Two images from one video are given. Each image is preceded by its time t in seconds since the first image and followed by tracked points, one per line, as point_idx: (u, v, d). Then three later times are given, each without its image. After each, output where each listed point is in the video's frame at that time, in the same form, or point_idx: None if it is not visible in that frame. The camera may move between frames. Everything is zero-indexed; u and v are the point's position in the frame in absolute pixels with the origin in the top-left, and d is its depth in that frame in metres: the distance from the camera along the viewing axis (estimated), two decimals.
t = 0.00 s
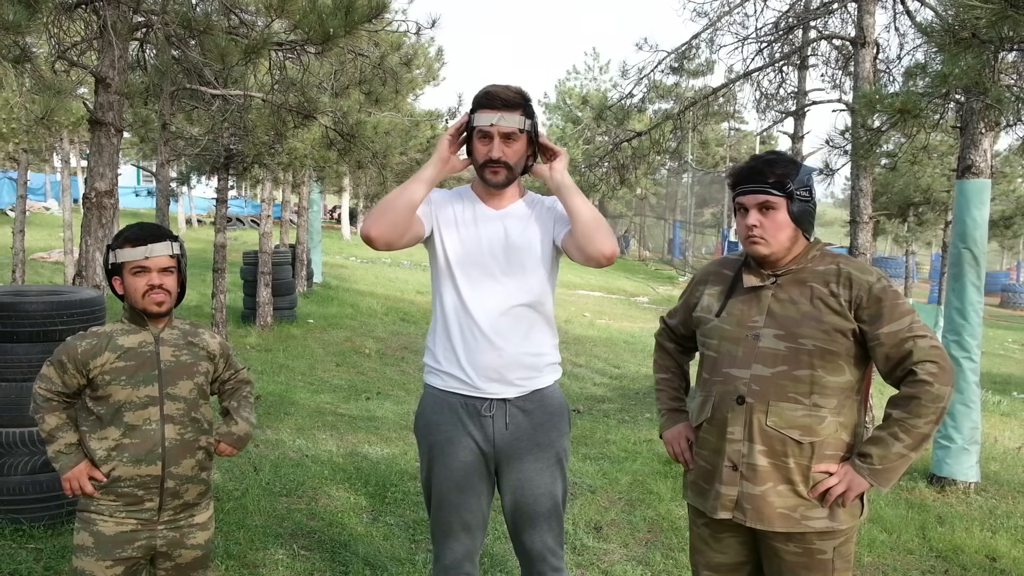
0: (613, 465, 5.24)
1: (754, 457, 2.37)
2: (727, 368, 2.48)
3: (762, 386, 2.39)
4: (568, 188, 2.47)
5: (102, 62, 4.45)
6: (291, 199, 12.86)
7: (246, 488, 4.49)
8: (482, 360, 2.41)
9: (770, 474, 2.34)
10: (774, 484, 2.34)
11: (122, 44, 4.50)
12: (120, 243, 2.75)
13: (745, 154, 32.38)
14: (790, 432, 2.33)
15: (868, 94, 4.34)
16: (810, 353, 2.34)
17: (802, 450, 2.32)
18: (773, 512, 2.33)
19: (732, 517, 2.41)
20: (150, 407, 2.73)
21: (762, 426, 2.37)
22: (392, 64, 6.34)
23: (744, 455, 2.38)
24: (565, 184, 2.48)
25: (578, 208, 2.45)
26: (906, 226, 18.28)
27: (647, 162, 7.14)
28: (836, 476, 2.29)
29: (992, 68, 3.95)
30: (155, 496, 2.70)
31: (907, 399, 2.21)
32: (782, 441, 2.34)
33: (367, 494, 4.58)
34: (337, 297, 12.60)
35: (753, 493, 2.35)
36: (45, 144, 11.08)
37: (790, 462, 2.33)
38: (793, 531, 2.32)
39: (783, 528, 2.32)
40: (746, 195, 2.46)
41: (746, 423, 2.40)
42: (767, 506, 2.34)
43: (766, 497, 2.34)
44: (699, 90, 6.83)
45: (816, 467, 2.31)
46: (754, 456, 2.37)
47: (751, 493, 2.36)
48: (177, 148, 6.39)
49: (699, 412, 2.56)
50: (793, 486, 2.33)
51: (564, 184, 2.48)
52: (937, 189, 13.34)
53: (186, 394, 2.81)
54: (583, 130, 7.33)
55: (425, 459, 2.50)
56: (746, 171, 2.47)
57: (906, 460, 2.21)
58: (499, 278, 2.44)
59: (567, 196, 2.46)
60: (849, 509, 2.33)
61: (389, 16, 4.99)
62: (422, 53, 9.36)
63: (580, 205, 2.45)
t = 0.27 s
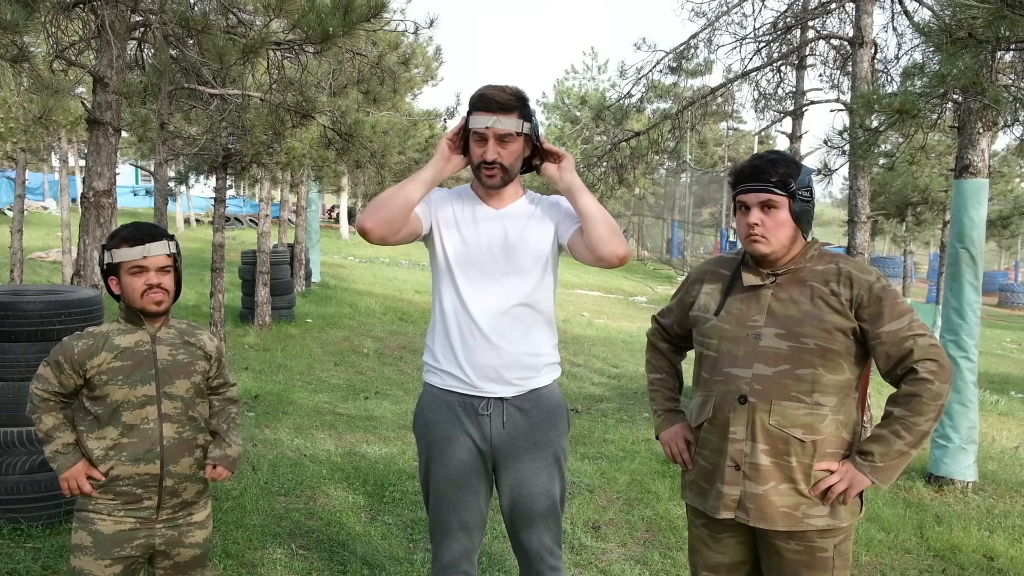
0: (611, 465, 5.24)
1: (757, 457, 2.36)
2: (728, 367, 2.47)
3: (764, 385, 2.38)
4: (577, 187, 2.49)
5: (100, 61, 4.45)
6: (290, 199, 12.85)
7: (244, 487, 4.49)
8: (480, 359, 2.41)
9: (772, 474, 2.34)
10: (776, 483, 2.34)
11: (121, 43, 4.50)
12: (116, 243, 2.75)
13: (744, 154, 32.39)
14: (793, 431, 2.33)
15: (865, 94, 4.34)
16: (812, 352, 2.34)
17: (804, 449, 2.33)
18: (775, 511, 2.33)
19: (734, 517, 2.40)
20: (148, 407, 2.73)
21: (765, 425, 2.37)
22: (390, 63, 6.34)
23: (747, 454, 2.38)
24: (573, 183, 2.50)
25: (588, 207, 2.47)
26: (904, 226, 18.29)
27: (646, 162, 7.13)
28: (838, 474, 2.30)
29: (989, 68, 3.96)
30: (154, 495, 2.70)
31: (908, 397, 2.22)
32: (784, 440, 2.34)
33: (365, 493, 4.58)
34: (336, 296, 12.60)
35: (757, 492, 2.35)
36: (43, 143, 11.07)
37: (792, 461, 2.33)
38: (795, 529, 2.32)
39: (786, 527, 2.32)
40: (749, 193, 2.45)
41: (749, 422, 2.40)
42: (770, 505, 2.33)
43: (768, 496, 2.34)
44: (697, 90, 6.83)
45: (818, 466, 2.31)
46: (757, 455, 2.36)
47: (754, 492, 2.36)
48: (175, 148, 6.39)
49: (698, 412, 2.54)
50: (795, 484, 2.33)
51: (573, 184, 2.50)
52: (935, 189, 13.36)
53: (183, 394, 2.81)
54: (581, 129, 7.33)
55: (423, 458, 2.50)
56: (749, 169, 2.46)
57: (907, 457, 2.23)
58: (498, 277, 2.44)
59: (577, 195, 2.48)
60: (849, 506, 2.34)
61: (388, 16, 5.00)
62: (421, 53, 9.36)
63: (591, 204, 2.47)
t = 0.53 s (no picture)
0: (612, 464, 5.24)
1: (760, 456, 2.36)
2: (731, 366, 2.47)
3: (768, 385, 2.38)
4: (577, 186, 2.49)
5: (101, 60, 4.45)
6: (291, 198, 12.85)
7: (245, 486, 4.49)
8: (482, 357, 2.41)
9: (776, 473, 2.34)
10: (780, 482, 2.33)
11: (122, 42, 4.50)
12: (113, 242, 2.75)
13: (745, 154, 32.37)
14: (797, 430, 2.33)
15: (867, 93, 4.34)
16: (816, 351, 2.34)
17: (808, 448, 2.32)
18: (779, 510, 2.32)
19: (738, 516, 2.40)
20: (146, 406, 2.73)
21: (769, 424, 2.37)
22: (391, 62, 6.34)
23: (751, 453, 2.38)
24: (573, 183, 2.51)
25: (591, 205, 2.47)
26: (905, 226, 18.29)
27: (646, 161, 7.13)
28: (841, 472, 2.30)
29: (990, 67, 3.96)
30: (153, 495, 2.70)
31: (912, 396, 2.22)
32: (788, 439, 2.34)
33: (366, 492, 4.58)
34: (336, 296, 12.59)
35: (761, 491, 2.35)
36: (44, 142, 11.06)
37: (796, 460, 2.33)
38: (799, 528, 2.31)
39: (790, 526, 2.31)
40: (752, 192, 2.45)
41: (753, 421, 2.39)
42: (774, 504, 2.33)
43: (772, 495, 2.34)
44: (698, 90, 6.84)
45: (822, 464, 2.31)
46: (761, 454, 2.36)
47: (758, 491, 2.35)
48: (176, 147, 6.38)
49: (701, 411, 2.54)
50: (799, 483, 2.32)
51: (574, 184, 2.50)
52: (936, 188, 13.36)
53: (181, 393, 2.81)
54: (582, 129, 7.33)
55: (425, 457, 2.50)
56: (754, 167, 2.46)
57: (911, 455, 2.23)
58: (500, 275, 2.44)
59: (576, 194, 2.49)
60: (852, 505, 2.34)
61: (389, 15, 5.00)
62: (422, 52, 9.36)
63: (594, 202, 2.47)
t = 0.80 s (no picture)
0: (613, 464, 5.24)
1: (761, 457, 2.36)
2: (732, 366, 2.46)
3: (769, 385, 2.38)
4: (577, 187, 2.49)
5: (102, 60, 4.44)
6: (291, 198, 12.86)
7: (246, 487, 4.49)
8: (484, 356, 2.41)
9: (777, 473, 2.34)
10: (781, 483, 2.33)
11: (122, 42, 4.50)
12: (102, 245, 2.72)
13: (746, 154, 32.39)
14: (798, 431, 2.32)
15: (868, 93, 4.32)
16: (816, 351, 2.34)
17: (809, 449, 2.32)
18: (780, 511, 2.32)
19: (739, 517, 2.40)
20: (142, 408, 2.73)
21: (770, 425, 2.36)
22: (392, 62, 6.35)
23: (751, 454, 2.37)
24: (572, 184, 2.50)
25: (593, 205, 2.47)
26: (906, 226, 18.29)
27: (647, 162, 7.12)
28: (843, 472, 2.30)
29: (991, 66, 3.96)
30: (151, 497, 2.70)
31: (913, 396, 2.22)
32: (789, 439, 2.34)
33: (367, 493, 4.57)
34: (337, 296, 12.59)
35: (761, 492, 2.34)
36: (45, 142, 11.06)
37: (797, 460, 2.32)
38: (800, 528, 2.31)
39: (791, 526, 2.31)
40: (752, 188, 2.45)
41: (754, 422, 2.39)
42: (775, 505, 2.33)
43: (773, 496, 2.33)
44: (699, 90, 6.85)
45: (823, 464, 2.31)
46: (762, 455, 2.36)
47: (759, 492, 2.35)
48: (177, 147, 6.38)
49: (703, 412, 2.53)
50: (800, 484, 2.32)
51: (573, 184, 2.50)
52: (937, 189, 13.37)
53: (176, 394, 2.81)
54: (583, 129, 7.34)
55: (428, 456, 2.50)
56: (754, 165, 2.47)
57: (913, 457, 2.22)
58: (501, 274, 2.44)
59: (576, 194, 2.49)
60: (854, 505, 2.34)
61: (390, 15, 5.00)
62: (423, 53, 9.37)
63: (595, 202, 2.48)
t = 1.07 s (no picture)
0: (628, 465, 5.22)
1: (764, 456, 2.38)
2: (746, 365, 2.50)
3: (776, 385, 2.39)
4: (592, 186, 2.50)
5: (118, 61, 4.46)
6: (304, 199, 12.90)
7: (260, 486, 4.50)
8: (500, 356, 2.39)
9: (779, 474, 2.35)
10: (783, 484, 2.34)
11: (139, 43, 4.52)
12: (84, 254, 2.67)
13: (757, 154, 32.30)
14: (800, 433, 2.33)
15: (884, 92, 4.25)
16: (826, 354, 2.32)
17: (813, 452, 2.31)
18: (782, 512, 2.33)
19: (743, 514, 2.43)
20: (127, 421, 2.67)
21: (773, 424, 2.38)
22: (406, 62, 6.35)
23: (754, 452, 2.40)
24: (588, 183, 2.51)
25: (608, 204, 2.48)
26: (919, 227, 18.19)
27: (661, 161, 7.10)
28: (849, 480, 2.26)
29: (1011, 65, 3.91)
30: (141, 512, 2.64)
31: (924, 406, 2.16)
32: (792, 441, 2.34)
33: (381, 493, 4.57)
34: (349, 296, 12.62)
35: (763, 491, 2.36)
36: (61, 143, 11.14)
37: (799, 462, 2.33)
38: (802, 531, 2.31)
39: (793, 528, 2.31)
40: (766, 195, 2.47)
41: (758, 421, 2.42)
42: (777, 506, 2.34)
43: (775, 496, 2.34)
44: (714, 89, 6.84)
45: (830, 469, 2.29)
46: (764, 454, 2.38)
47: (760, 491, 2.37)
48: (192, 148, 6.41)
49: (722, 407, 2.59)
50: (804, 486, 2.32)
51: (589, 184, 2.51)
52: (952, 189, 13.29)
53: (161, 404, 2.75)
54: (597, 129, 7.33)
55: (444, 460, 2.47)
56: (768, 170, 2.47)
57: (922, 469, 2.13)
58: (517, 274, 2.42)
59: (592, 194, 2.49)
60: (866, 515, 2.27)
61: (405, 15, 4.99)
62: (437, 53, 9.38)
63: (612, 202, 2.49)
